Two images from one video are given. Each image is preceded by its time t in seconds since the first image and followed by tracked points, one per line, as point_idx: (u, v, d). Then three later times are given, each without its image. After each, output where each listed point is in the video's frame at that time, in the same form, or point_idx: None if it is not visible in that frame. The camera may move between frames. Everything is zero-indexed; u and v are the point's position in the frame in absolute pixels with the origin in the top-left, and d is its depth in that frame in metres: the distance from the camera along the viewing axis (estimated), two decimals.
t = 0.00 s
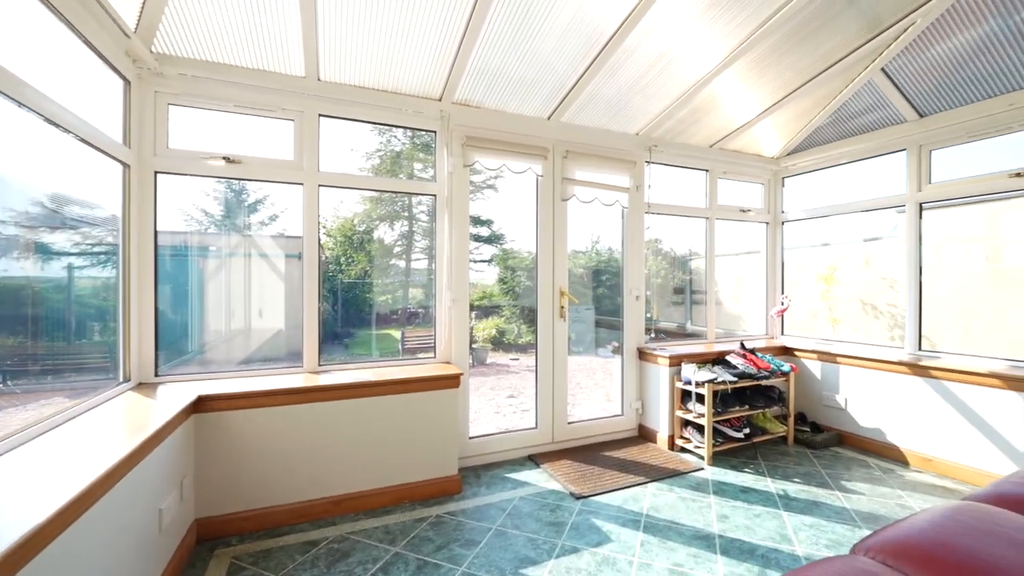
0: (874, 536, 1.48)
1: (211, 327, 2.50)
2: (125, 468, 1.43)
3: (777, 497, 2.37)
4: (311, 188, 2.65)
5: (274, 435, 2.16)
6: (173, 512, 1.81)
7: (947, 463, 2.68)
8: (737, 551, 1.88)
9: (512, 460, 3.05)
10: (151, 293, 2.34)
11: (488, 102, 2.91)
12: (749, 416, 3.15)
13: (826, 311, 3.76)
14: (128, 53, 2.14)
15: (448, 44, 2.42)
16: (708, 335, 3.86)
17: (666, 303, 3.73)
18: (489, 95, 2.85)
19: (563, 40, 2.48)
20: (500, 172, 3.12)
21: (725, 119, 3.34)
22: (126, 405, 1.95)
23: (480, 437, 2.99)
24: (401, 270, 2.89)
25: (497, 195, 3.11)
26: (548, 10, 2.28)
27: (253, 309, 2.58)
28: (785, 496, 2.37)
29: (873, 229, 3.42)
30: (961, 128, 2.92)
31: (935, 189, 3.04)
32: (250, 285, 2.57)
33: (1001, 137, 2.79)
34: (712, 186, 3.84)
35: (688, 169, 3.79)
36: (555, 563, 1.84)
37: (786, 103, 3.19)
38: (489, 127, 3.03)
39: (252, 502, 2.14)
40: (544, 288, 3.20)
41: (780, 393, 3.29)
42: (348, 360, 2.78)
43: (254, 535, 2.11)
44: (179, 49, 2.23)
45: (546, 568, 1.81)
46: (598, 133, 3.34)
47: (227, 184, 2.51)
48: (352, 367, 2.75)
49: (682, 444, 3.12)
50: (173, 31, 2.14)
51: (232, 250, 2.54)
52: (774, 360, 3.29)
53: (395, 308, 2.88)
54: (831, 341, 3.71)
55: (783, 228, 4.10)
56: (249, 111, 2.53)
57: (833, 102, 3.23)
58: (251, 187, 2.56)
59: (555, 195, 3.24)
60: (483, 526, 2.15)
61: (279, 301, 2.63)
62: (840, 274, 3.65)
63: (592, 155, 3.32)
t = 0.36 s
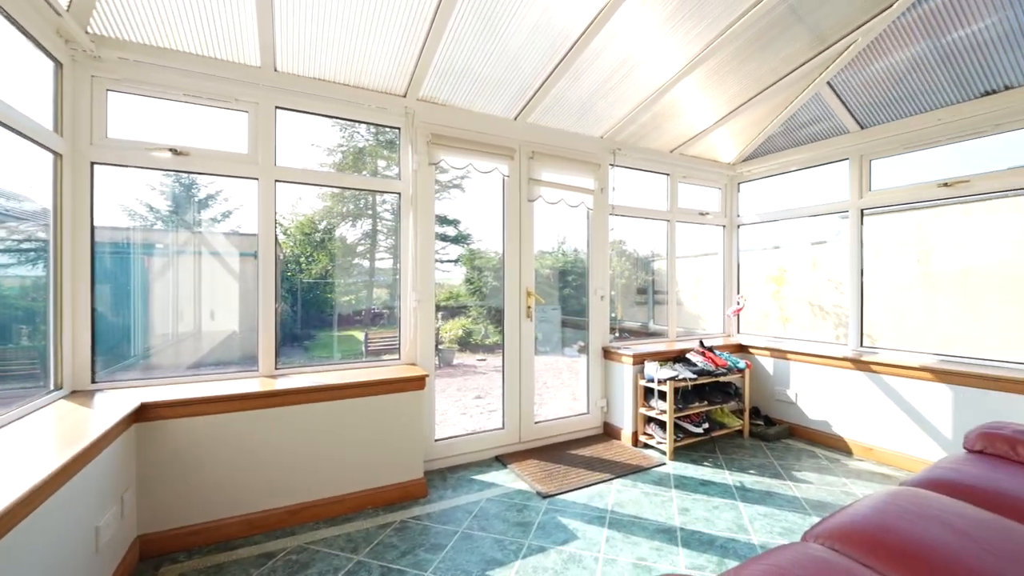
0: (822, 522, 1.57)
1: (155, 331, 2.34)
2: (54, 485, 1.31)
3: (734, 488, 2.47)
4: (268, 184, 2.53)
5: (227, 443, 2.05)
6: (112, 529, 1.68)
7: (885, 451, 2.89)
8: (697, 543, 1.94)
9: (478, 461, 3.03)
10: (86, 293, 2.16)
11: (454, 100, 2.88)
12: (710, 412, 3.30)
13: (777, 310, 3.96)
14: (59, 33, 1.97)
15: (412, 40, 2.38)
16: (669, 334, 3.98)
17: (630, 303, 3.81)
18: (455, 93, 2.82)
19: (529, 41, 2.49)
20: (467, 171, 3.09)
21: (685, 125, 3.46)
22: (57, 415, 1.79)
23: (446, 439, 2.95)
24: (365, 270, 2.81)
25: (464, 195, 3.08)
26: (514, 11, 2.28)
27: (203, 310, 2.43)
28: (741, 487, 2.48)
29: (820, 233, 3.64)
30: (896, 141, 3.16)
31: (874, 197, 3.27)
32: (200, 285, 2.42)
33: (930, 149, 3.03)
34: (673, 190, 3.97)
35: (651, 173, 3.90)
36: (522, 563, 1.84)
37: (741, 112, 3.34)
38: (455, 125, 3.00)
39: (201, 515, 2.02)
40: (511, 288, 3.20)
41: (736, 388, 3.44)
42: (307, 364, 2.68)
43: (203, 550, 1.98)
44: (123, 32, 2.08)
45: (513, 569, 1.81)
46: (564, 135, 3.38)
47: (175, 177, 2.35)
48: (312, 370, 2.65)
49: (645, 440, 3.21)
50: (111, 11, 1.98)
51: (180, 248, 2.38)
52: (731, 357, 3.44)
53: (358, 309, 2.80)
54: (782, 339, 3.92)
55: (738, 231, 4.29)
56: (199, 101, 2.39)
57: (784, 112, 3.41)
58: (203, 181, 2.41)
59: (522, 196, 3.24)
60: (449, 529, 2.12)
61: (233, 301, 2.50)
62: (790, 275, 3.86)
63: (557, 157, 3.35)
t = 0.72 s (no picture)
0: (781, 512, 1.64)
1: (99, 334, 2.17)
2: None
3: (698, 482, 2.55)
4: (225, 179, 2.41)
5: (181, 451, 1.95)
6: (50, 548, 1.56)
7: (837, 442, 3.05)
8: (663, 537, 1.99)
9: (448, 463, 3.00)
10: (20, 294, 1.99)
11: (423, 97, 2.84)
12: (675, 409, 3.40)
13: (738, 309, 4.12)
14: None
15: (379, 33, 2.31)
16: (636, 332, 4.07)
17: (599, 303, 3.87)
18: (424, 90, 2.78)
19: (499, 41, 2.49)
20: (436, 169, 3.05)
21: (651, 129, 3.55)
22: None
23: (415, 442, 2.90)
24: (331, 270, 2.73)
25: (433, 193, 3.05)
26: (484, 10, 2.27)
27: (154, 311, 2.29)
28: (705, 481, 2.56)
29: (777, 236, 3.81)
30: (845, 149, 3.35)
31: (826, 201, 3.46)
32: (151, 285, 2.28)
33: (876, 158, 3.23)
34: (640, 192, 4.06)
35: (619, 175, 3.97)
36: (492, 564, 1.83)
37: (704, 118, 3.46)
38: (424, 123, 2.95)
39: (152, 529, 1.90)
40: (481, 288, 3.18)
41: (700, 385, 3.55)
42: (269, 367, 2.57)
43: (154, 566, 1.86)
44: (64, 14, 1.95)
45: (483, 571, 1.79)
46: (535, 136, 3.39)
47: (122, 170, 2.21)
48: (273, 373, 2.54)
49: (613, 438, 3.26)
50: None
51: (128, 246, 2.23)
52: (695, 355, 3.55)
53: (323, 309, 2.71)
54: (742, 336, 4.08)
55: (702, 233, 4.43)
56: (149, 90, 2.24)
57: (744, 119, 3.55)
58: (154, 175, 2.28)
59: (492, 196, 3.23)
60: (418, 533, 2.08)
61: (187, 302, 2.37)
62: (750, 276, 4.02)
63: (527, 157, 3.36)
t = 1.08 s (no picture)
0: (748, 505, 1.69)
1: (45, 339, 2.03)
2: None
3: (669, 478, 2.60)
4: (186, 175, 2.30)
5: (138, 461, 1.85)
6: None
7: (799, 436, 3.17)
8: (636, 533, 2.02)
9: (422, 466, 2.95)
10: None
11: (395, 93, 2.79)
12: (647, 406, 3.46)
13: (707, 308, 4.23)
14: None
15: (350, 27, 2.25)
16: (609, 331, 4.13)
17: (573, 303, 3.90)
18: (396, 86, 2.73)
19: (473, 39, 2.47)
20: (409, 168, 3.00)
21: (623, 132, 3.60)
22: None
23: (388, 445, 2.84)
24: (299, 270, 2.65)
25: (406, 192, 3.00)
26: (457, 7, 2.25)
27: (107, 313, 2.16)
28: (676, 477, 2.62)
29: (743, 237, 3.94)
30: (806, 154, 3.49)
31: (789, 205, 3.60)
32: (104, 285, 2.15)
33: (834, 163, 3.38)
34: (613, 193, 4.11)
35: (592, 176, 4.02)
36: (466, 567, 1.82)
37: (674, 122, 3.54)
38: (396, 119, 2.90)
39: (104, 544, 1.79)
40: (455, 288, 3.15)
41: (670, 382, 3.63)
42: (233, 370, 2.47)
43: None
44: None
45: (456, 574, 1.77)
46: (509, 136, 3.39)
47: (73, 164, 2.07)
48: (237, 377, 2.44)
49: (587, 436, 3.29)
50: None
51: (78, 244, 2.09)
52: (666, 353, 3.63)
53: (291, 310, 2.62)
54: (711, 334, 4.20)
55: (672, 234, 4.53)
56: (99, 79, 2.11)
57: (712, 123, 3.66)
58: (109, 169, 2.15)
59: (466, 195, 3.20)
60: (390, 538, 2.04)
61: (145, 303, 2.24)
62: (718, 276, 4.14)
63: (501, 157, 3.35)
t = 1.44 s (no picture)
0: (720, 499, 1.73)
1: None
2: None
3: (645, 475, 2.65)
4: (151, 170, 2.21)
5: (99, 469, 1.77)
6: None
7: (770, 431, 3.28)
8: (613, 530, 2.04)
9: (399, 469, 2.92)
10: None
11: (371, 91, 2.74)
12: (624, 405, 3.51)
13: (681, 308, 4.33)
14: None
15: (325, 21, 2.20)
16: (587, 331, 4.17)
17: (551, 303, 3.93)
18: (372, 84, 2.69)
19: (451, 38, 2.46)
20: (386, 166, 2.96)
21: (601, 133, 3.64)
22: None
23: (364, 448, 2.80)
24: (272, 269, 2.58)
25: (384, 191, 2.96)
26: (434, 6, 2.23)
27: (64, 313, 2.04)
28: (652, 473, 2.66)
29: (716, 239, 4.04)
30: (776, 159, 3.61)
31: (759, 207, 3.71)
32: (60, 285, 2.03)
33: (802, 167, 3.51)
34: (591, 194, 4.16)
35: (570, 177, 4.05)
36: (444, 569, 1.80)
37: (650, 125, 3.61)
38: (372, 117, 2.86)
39: (62, 556, 1.71)
40: (433, 289, 3.13)
41: (646, 381, 3.70)
42: (201, 373, 2.38)
43: None
44: None
45: None
46: (488, 136, 3.39)
47: (27, 156, 1.96)
48: (205, 380, 2.36)
49: (565, 435, 3.32)
50: None
51: (31, 241, 1.97)
52: (642, 352, 3.69)
53: (263, 311, 2.55)
54: (685, 333, 4.29)
55: (648, 235, 4.61)
56: (56, 68, 2.01)
57: (686, 126, 3.74)
58: (68, 163, 2.05)
59: (444, 194, 3.18)
60: (367, 542, 2.01)
61: (106, 303, 2.14)
62: (692, 276, 4.23)
63: (480, 157, 3.35)
